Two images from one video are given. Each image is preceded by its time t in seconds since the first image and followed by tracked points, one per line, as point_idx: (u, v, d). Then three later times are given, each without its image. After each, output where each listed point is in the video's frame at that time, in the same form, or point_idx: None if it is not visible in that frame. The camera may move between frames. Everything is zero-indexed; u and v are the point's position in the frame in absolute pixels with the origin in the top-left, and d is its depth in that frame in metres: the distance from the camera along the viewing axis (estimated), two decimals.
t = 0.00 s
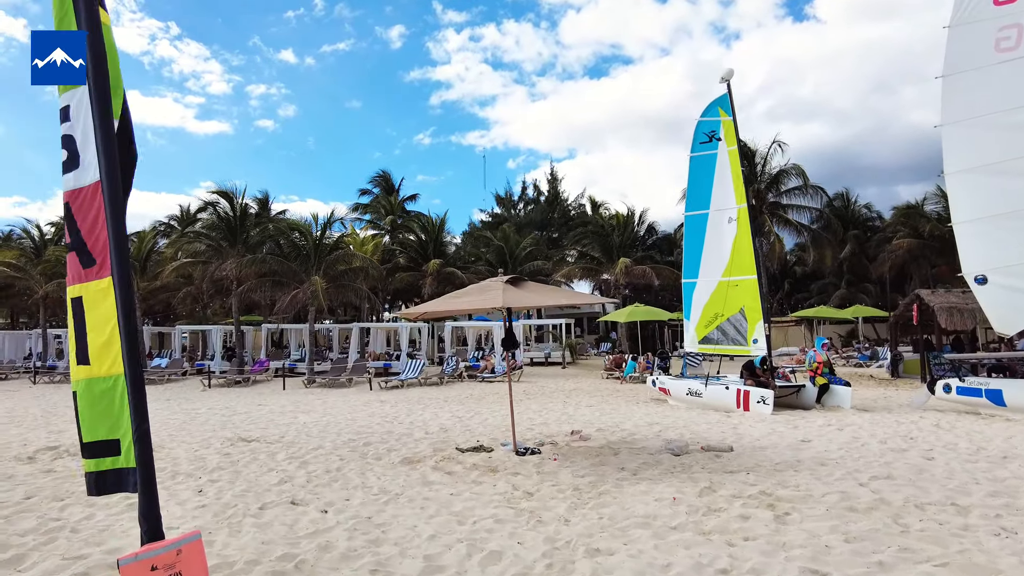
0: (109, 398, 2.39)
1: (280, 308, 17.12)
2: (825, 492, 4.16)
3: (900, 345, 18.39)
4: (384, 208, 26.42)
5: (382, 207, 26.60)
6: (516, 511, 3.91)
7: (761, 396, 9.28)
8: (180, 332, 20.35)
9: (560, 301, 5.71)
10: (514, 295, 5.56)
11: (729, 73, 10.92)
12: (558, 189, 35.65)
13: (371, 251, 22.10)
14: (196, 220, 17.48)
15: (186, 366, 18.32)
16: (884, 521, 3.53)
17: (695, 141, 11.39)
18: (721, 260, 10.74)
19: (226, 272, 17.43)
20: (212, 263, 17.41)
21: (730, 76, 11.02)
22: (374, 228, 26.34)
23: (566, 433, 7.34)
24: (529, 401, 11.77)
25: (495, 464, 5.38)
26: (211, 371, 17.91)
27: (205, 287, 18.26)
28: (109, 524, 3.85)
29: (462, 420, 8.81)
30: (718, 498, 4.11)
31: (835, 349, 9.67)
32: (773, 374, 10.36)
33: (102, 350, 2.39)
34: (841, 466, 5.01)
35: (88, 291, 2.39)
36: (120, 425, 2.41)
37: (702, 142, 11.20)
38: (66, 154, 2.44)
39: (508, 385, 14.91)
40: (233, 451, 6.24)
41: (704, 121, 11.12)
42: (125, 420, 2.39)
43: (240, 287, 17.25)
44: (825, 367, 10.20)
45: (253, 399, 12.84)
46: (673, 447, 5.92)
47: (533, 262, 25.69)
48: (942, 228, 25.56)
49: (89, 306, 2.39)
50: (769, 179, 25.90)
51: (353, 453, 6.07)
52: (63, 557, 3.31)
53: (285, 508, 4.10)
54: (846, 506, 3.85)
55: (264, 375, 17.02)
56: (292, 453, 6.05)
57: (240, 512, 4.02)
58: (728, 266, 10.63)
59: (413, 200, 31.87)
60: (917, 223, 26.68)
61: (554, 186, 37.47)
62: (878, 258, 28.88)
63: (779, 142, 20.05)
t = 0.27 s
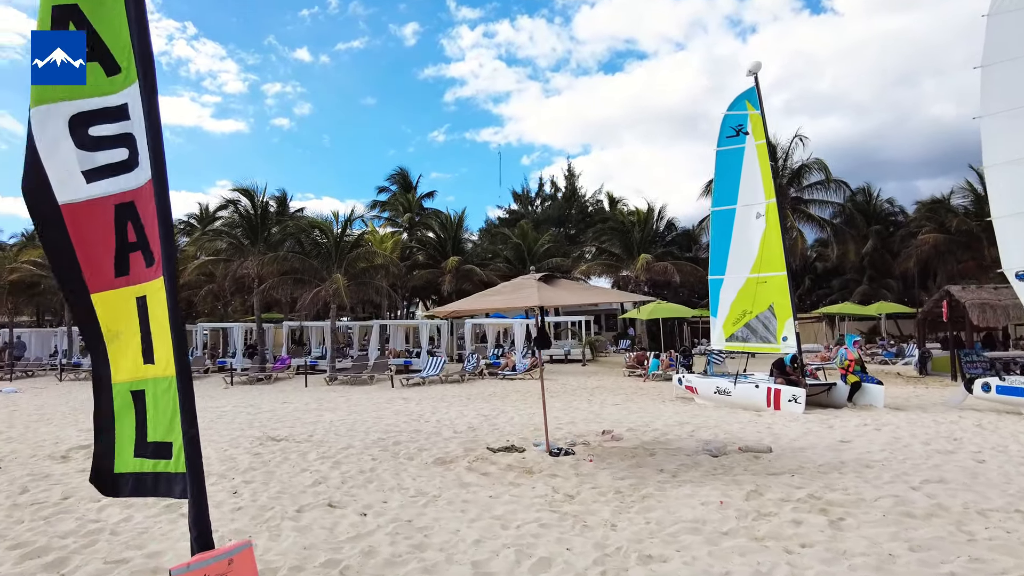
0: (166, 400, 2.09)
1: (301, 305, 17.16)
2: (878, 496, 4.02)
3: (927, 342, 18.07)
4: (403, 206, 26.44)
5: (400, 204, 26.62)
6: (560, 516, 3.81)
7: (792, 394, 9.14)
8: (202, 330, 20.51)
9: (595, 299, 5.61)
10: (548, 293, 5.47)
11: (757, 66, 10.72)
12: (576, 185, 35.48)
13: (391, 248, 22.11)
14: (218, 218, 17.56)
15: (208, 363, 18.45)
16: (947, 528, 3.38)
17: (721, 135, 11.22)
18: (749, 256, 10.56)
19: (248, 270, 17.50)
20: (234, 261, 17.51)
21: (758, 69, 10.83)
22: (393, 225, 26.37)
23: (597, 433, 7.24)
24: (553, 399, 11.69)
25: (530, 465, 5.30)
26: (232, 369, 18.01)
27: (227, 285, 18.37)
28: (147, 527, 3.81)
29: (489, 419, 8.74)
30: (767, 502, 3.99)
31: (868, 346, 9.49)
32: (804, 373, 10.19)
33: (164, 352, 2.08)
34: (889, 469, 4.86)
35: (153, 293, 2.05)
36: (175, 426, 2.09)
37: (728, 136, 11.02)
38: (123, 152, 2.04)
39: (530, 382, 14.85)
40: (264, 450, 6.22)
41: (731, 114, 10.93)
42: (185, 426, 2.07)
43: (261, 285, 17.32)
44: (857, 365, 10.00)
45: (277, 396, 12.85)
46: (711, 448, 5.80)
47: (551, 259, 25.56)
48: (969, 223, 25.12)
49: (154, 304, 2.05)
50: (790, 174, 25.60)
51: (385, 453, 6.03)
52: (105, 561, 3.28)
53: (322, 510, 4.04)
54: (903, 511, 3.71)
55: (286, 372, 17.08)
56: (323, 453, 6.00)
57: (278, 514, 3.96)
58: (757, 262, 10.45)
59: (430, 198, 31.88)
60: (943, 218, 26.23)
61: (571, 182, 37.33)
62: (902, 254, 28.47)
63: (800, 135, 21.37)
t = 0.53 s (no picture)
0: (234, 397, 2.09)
1: (327, 301, 17.29)
2: (939, 493, 3.89)
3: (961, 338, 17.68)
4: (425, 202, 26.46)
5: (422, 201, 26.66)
6: (610, 513, 3.73)
7: (829, 390, 9.00)
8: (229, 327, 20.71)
9: (635, 291, 5.51)
10: (588, 286, 5.38)
11: (788, 57, 10.56)
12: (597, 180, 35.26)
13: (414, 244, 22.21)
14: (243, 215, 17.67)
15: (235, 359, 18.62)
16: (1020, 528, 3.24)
17: (752, 127, 11.05)
18: (782, 249, 10.38)
19: (275, 266, 17.63)
20: (261, 258, 17.63)
21: (789, 59, 10.64)
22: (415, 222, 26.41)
23: (633, 428, 7.15)
24: (582, 395, 11.62)
25: (571, 460, 5.24)
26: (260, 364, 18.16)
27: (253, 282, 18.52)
28: (193, 520, 3.79)
29: (520, 414, 8.69)
30: (822, 498, 3.87)
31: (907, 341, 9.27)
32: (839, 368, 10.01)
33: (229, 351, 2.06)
34: (944, 465, 4.72)
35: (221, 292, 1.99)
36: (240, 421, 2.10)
37: (760, 128, 10.84)
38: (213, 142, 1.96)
39: (557, 378, 14.78)
40: (301, 444, 6.22)
41: (762, 106, 10.76)
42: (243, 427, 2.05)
43: (287, 282, 17.46)
44: (895, 360, 9.81)
45: (305, 391, 12.92)
46: (754, 445, 5.69)
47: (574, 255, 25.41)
48: (1003, 216, 24.55)
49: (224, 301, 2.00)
50: (816, 167, 25.22)
51: (423, 447, 5.99)
52: (157, 554, 3.27)
53: (367, 504, 4.00)
54: (968, 508, 3.58)
55: (312, 368, 17.18)
56: (360, 447, 5.98)
57: (324, 508, 3.93)
58: (791, 254, 10.23)
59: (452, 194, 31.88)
60: (977, 211, 25.64)
61: (593, 177, 37.11)
62: (932, 248, 27.95)
63: (828, 129, 20.90)
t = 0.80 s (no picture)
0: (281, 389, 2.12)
1: (352, 297, 17.45)
2: (1003, 495, 3.75)
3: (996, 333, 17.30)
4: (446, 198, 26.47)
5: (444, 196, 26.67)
6: (662, 513, 3.64)
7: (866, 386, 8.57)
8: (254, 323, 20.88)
9: (676, 286, 5.41)
10: (628, 280, 5.28)
11: (822, 46, 10.33)
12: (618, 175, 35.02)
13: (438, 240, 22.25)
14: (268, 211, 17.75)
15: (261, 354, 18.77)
16: None
17: (784, 119, 10.84)
18: (815, 242, 10.17)
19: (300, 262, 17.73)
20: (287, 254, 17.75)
21: (823, 49, 10.40)
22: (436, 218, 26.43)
23: (669, 425, 7.05)
24: (610, 391, 11.50)
25: (612, 458, 5.16)
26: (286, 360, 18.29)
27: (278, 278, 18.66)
28: (239, 517, 3.76)
29: (551, 410, 8.61)
30: (880, 498, 3.74)
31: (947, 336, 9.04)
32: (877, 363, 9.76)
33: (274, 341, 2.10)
34: (1002, 465, 4.56)
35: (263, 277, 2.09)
36: (290, 417, 2.12)
37: (793, 119, 10.64)
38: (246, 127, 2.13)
39: (582, 374, 14.67)
40: (336, 440, 6.18)
41: (795, 97, 10.54)
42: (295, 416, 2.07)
43: (313, 278, 17.57)
44: (933, 356, 9.59)
45: (331, 387, 12.97)
46: (798, 443, 5.56)
47: (596, 250, 25.27)
48: None
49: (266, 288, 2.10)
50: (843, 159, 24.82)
51: (459, 444, 5.92)
52: (206, 552, 3.21)
53: (412, 502, 3.94)
54: None
55: (337, 363, 17.28)
56: (396, 443, 5.95)
57: (369, 506, 3.88)
58: (824, 249, 10.04)
59: (472, 190, 31.89)
60: (1010, 204, 25.09)
61: (613, 172, 36.88)
62: (963, 242, 27.40)
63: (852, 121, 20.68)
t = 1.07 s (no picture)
0: (320, 381, 1.95)
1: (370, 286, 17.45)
2: None
3: None
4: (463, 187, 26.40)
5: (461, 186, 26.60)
6: (705, 507, 3.56)
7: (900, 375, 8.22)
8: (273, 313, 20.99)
9: (710, 274, 5.29)
10: (662, 268, 5.17)
11: (853, 29, 10.00)
12: (636, 163, 34.71)
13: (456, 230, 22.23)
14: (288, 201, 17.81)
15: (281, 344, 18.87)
16: None
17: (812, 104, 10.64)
18: (844, 229, 9.90)
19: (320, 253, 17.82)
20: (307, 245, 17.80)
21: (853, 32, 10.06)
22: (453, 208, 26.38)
23: (699, 416, 6.94)
24: (634, 381, 11.38)
25: (646, 450, 5.07)
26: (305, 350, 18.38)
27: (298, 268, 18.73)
28: (275, 507, 3.73)
29: (576, 401, 8.53)
30: (932, 492, 3.62)
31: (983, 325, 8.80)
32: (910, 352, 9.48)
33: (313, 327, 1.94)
34: None
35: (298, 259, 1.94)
36: (320, 410, 1.98)
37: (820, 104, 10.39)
38: (276, 108, 2.00)
39: (603, 364, 14.57)
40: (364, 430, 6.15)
41: (824, 82, 10.24)
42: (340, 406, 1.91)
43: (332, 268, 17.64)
44: (968, 345, 9.36)
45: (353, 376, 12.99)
46: (835, 434, 5.44)
47: (614, 239, 25.10)
48: None
49: (300, 274, 1.95)
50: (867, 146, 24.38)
51: (488, 435, 5.86)
52: (244, 545, 3.14)
53: (447, 493, 3.88)
54: None
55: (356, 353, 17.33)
56: (424, 433, 5.90)
57: (405, 497, 3.82)
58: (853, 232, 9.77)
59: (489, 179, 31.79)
60: None
61: (630, 160, 36.57)
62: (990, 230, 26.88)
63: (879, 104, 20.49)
